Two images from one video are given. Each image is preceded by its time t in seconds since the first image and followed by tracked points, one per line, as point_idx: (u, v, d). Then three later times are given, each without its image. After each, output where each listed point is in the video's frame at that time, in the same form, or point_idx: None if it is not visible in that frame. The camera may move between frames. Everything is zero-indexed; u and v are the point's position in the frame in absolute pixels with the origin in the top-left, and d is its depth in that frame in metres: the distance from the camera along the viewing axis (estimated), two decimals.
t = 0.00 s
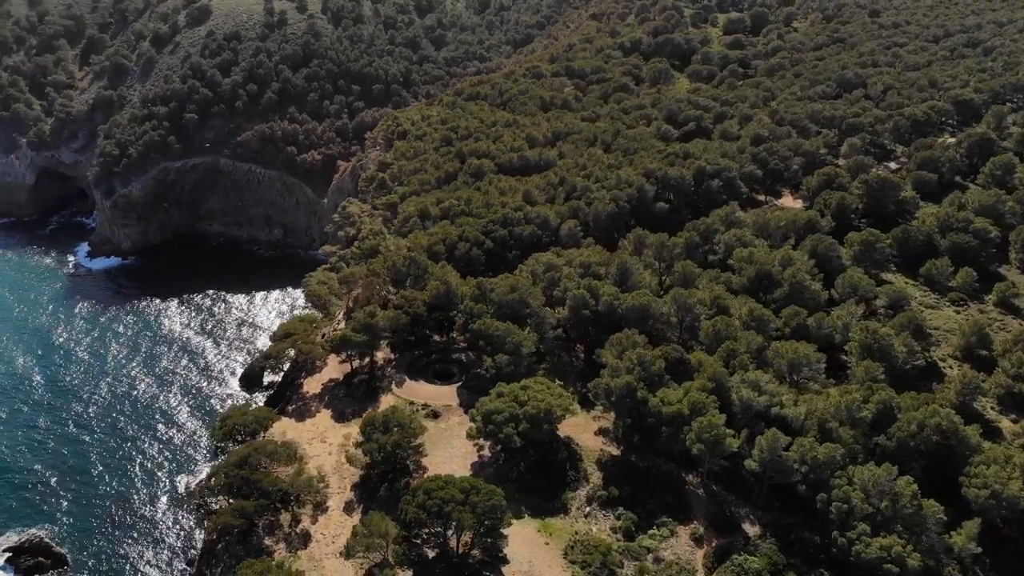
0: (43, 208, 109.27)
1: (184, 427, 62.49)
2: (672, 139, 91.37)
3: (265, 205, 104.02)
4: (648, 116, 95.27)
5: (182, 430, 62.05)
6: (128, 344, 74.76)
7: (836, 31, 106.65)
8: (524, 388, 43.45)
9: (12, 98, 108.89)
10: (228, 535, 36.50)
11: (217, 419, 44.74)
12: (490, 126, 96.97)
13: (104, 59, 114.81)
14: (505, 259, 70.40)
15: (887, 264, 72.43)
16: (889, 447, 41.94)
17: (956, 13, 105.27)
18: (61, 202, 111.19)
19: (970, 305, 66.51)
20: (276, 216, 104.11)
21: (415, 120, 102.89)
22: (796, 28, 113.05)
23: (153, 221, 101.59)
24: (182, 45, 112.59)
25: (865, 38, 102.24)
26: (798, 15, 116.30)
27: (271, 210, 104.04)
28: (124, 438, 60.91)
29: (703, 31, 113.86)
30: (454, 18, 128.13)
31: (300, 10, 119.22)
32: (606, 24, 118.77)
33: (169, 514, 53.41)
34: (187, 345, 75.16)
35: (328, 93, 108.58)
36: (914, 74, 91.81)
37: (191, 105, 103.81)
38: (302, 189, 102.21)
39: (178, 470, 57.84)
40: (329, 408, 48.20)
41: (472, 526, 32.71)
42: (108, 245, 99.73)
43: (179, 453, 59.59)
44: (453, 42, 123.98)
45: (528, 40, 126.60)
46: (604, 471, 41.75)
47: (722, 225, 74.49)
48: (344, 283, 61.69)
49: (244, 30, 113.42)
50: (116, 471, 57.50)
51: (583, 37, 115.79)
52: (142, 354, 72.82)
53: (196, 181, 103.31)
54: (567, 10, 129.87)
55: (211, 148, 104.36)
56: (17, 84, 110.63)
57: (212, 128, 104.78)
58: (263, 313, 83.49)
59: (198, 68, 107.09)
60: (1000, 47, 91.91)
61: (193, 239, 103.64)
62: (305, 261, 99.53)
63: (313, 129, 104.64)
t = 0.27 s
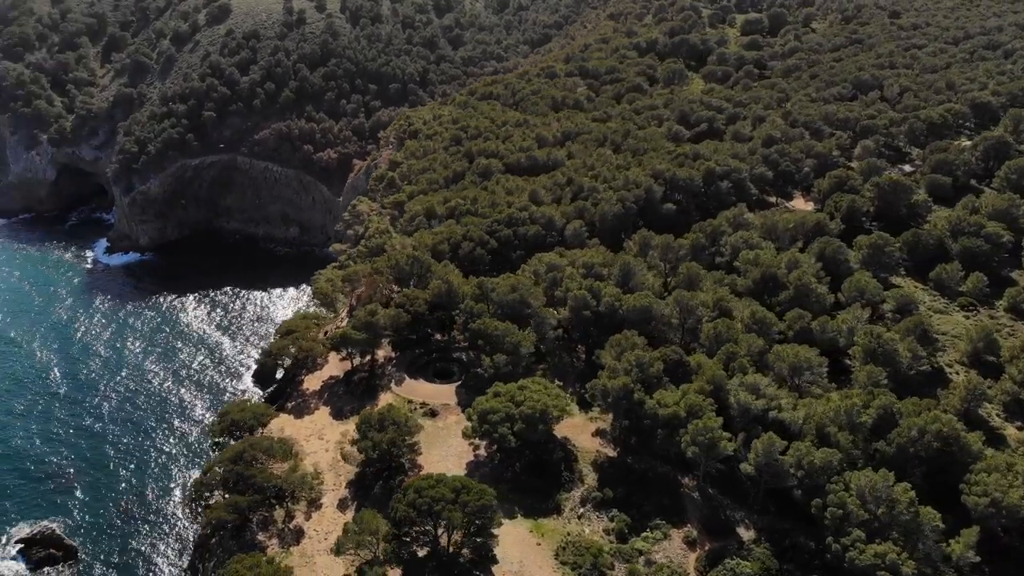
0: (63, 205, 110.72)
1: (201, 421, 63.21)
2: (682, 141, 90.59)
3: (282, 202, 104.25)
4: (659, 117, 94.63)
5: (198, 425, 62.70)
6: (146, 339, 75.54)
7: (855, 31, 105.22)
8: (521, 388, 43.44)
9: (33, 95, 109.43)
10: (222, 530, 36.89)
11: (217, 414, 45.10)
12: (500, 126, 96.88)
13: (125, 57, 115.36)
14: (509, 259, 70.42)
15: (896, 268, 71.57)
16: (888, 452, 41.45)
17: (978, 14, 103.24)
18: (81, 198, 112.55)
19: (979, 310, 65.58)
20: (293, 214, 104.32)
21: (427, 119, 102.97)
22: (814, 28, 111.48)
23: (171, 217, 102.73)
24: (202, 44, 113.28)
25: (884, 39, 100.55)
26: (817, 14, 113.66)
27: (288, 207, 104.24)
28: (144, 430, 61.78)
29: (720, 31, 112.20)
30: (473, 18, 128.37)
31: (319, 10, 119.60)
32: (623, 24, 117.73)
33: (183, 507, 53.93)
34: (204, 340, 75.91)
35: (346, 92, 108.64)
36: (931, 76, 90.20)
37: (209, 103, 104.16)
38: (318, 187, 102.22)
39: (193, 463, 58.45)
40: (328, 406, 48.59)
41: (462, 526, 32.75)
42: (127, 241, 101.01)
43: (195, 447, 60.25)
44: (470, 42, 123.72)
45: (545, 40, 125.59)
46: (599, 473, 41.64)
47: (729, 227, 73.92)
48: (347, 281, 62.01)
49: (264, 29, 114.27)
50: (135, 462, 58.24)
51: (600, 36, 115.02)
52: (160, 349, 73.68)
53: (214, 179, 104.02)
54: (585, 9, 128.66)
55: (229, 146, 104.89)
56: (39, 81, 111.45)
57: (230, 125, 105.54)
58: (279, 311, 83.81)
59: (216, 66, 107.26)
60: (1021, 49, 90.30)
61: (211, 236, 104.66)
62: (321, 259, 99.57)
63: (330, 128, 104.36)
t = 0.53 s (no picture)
0: (80, 202, 111.57)
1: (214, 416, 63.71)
2: (690, 142, 89.77)
3: (296, 201, 104.29)
4: (668, 117, 93.99)
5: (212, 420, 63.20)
6: (161, 335, 76.12)
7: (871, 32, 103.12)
8: (515, 388, 43.45)
9: (52, 92, 110.28)
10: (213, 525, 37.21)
11: (212, 410, 45.36)
12: (507, 126, 96.69)
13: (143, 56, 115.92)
14: (510, 259, 70.47)
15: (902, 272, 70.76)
16: (884, 457, 41.05)
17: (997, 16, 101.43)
18: (97, 196, 113.39)
19: (986, 315, 64.78)
20: (306, 212, 104.34)
21: (436, 118, 102.94)
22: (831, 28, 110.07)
23: (186, 215, 103.50)
24: (219, 43, 114.06)
25: (900, 41, 98.66)
26: (834, 15, 111.61)
27: (302, 206, 104.28)
28: (157, 425, 62.34)
29: (735, 31, 110.87)
30: (488, 18, 127.59)
31: (334, 10, 119.89)
32: (637, 24, 116.74)
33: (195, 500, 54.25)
34: (217, 336, 76.41)
35: (360, 91, 107.85)
36: (946, 78, 88.93)
37: (224, 101, 104.55)
38: (332, 186, 102.02)
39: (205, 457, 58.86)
40: (324, 404, 48.92)
41: (449, 525, 32.82)
42: (140, 238, 101.29)
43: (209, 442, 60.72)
44: (485, 42, 122.67)
45: (560, 40, 124.91)
46: (592, 474, 41.53)
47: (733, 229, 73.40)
48: (348, 280, 62.27)
49: (280, 28, 114.68)
50: (148, 456, 58.68)
51: (613, 37, 114.36)
52: (174, 344, 74.32)
53: (229, 177, 104.42)
54: (600, 10, 127.84)
55: (243, 145, 105.18)
56: (58, 78, 111.95)
57: (245, 123, 105.81)
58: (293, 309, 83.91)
59: (232, 65, 107.54)
60: None
61: (225, 234, 105.37)
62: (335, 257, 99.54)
63: (344, 128, 103.63)
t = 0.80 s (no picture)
0: (96, 199, 113.87)
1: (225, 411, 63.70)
2: (698, 143, 89.08)
3: (309, 199, 104.55)
4: (677, 118, 93.39)
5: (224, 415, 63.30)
6: (175, 330, 76.57)
7: (887, 34, 101.55)
8: (508, 388, 43.47)
9: (69, 90, 112.19)
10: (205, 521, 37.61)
11: (208, 407, 45.69)
12: (515, 127, 96.61)
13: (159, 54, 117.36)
14: (511, 259, 70.52)
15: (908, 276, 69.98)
16: (878, 462, 40.69)
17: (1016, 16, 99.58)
18: (113, 192, 115.68)
19: (992, 320, 64.00)
20: (320, 211, 104.57)
21: (445, 118, 103.00)
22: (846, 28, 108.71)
23: (200, 212, 104.53)
24: (235, 42, 114.62)
25: (916, 42, 97.14)
26: (850, 15, 110.31)
27: (315, 205, 104.52)
28: (170, 419, 62.54)
29: (749, 32, 109.89)
30: (503, 18, 127.75)
31: (350, 10, 120.50)
32: (652, 24, 115.96)
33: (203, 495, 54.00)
34: (231, 332, 76.88)
35: (374, 90, 107.52)
36: (960, 80, 87.54)
37: (239, 100, 104.90)
38: (344, 185, 101.89)
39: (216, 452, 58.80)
40: (321, 401, 49.27)
41: (435, 523, 32.96)
42: (157, 235, 103.01)
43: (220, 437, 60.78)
44: (500, 42, 122.39)
45: (575, 40, 124.45)
46: (583, 474, 41.46)
47: (737, 231, 72.95)
48: (348, 278, 62.54)
49: (295, 28, 115.05)
50: (160, 450, 58.79)
51: (626, 37, 113.83)
52: (188, 339, 74.81)
53: (243, 175, 104.95)
54: (616, 10, 127.05)
55: (257, 143, 105.35)
56: (76, 75, 113.86)
57: (260, 122, 105.86)
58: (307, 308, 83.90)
59: (248, 64, 108.08)
60: None
61: (239, 232, 106.31)
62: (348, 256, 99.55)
63: (358, 127, 103.14)
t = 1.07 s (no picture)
0: (111, 194, 113.89)
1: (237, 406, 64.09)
2: (706, 143, 88.23)
3: (322, 197, 105.02)
4: (685, 118, 92.83)
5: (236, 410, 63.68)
6: (190, 327, 77.09)
7: (902, 35, 100.61)
8: (500, 387, 43.51)
9: (87, 87, 112.62)
10: (196, 516, 37.99)
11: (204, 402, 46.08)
12: (522, 126, 96.39)
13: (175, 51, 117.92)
14: (511, 258, 70.52)
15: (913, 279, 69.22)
16: (871, 467, 40.35)
17: None
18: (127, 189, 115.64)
19: (996, 325, 63.25)
20: (332, 209, 105.04)
21: (453, 118, 103.00)
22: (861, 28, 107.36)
23: (214, 209, 104.92)
24: (250, 40, 115.14)
25: (931, 44, 95.90)
26: (865, 16, 109.12)
27: (327, 203, 104.98)
28: (182, 414, 62.99)
29: (763, 32, 108.77)
30: (518, 18, 127.96)
31: (365, 9, 120.92)
32: (666, 24, 115.18)
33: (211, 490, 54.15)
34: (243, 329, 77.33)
35: (388, 90, 107.64)
36: (974, 82, 86.21)
37: (254, 98, 104.94)
38: (357, 184, 102.27)
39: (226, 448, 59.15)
40: (316, 398, 49.59)
41: (420, 521, 33.11)
42: (171, 232, 103.40)
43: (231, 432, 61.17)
44: (514, 42, 122.99)
45: (590, 40, 123.66)
46: (575, 475, 41.40)
47: (740, 232, 72.47)
48: (348, 276, 62.86)
49: (310, 26, 115.31)
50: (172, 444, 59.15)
51: (639, 38, 113.29)
52: (202, 335, 75.38)
53: (256, 172, 105.36)
54: (631, 10, 126.14)
55: (271, 142, 105.63)
56: (93, 73, 114.43)
57: (274, 120, 106.00)
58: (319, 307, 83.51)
59: (263, 62, 108.50)
60: None
61: (252, 229, 106.76)
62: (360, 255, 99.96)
63: (371, 126, 103.31)
